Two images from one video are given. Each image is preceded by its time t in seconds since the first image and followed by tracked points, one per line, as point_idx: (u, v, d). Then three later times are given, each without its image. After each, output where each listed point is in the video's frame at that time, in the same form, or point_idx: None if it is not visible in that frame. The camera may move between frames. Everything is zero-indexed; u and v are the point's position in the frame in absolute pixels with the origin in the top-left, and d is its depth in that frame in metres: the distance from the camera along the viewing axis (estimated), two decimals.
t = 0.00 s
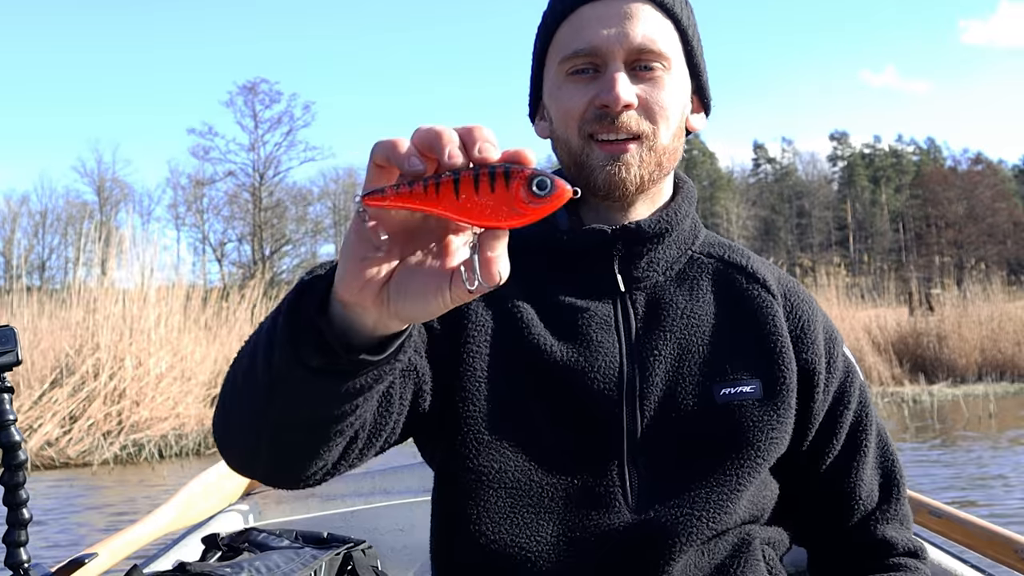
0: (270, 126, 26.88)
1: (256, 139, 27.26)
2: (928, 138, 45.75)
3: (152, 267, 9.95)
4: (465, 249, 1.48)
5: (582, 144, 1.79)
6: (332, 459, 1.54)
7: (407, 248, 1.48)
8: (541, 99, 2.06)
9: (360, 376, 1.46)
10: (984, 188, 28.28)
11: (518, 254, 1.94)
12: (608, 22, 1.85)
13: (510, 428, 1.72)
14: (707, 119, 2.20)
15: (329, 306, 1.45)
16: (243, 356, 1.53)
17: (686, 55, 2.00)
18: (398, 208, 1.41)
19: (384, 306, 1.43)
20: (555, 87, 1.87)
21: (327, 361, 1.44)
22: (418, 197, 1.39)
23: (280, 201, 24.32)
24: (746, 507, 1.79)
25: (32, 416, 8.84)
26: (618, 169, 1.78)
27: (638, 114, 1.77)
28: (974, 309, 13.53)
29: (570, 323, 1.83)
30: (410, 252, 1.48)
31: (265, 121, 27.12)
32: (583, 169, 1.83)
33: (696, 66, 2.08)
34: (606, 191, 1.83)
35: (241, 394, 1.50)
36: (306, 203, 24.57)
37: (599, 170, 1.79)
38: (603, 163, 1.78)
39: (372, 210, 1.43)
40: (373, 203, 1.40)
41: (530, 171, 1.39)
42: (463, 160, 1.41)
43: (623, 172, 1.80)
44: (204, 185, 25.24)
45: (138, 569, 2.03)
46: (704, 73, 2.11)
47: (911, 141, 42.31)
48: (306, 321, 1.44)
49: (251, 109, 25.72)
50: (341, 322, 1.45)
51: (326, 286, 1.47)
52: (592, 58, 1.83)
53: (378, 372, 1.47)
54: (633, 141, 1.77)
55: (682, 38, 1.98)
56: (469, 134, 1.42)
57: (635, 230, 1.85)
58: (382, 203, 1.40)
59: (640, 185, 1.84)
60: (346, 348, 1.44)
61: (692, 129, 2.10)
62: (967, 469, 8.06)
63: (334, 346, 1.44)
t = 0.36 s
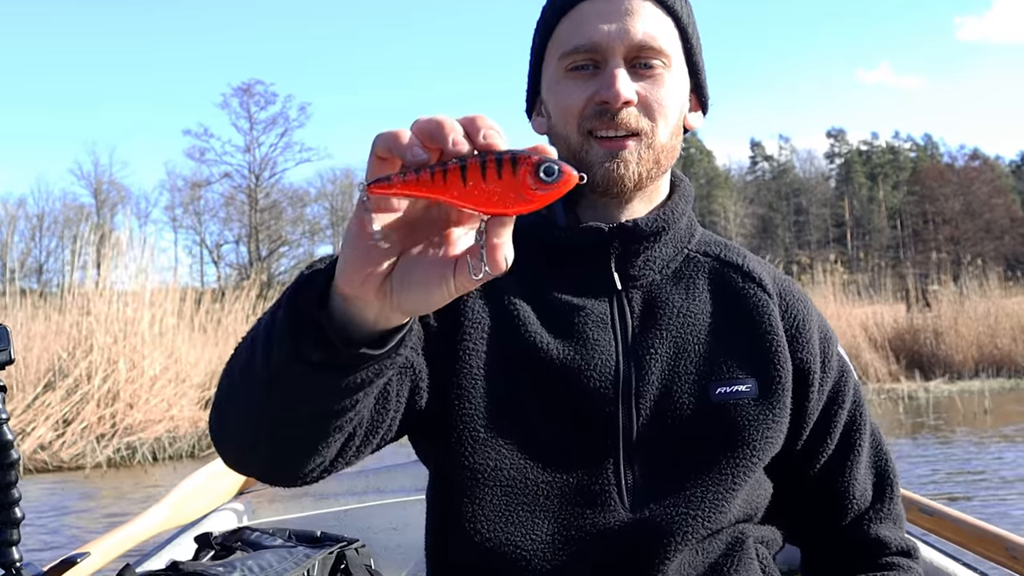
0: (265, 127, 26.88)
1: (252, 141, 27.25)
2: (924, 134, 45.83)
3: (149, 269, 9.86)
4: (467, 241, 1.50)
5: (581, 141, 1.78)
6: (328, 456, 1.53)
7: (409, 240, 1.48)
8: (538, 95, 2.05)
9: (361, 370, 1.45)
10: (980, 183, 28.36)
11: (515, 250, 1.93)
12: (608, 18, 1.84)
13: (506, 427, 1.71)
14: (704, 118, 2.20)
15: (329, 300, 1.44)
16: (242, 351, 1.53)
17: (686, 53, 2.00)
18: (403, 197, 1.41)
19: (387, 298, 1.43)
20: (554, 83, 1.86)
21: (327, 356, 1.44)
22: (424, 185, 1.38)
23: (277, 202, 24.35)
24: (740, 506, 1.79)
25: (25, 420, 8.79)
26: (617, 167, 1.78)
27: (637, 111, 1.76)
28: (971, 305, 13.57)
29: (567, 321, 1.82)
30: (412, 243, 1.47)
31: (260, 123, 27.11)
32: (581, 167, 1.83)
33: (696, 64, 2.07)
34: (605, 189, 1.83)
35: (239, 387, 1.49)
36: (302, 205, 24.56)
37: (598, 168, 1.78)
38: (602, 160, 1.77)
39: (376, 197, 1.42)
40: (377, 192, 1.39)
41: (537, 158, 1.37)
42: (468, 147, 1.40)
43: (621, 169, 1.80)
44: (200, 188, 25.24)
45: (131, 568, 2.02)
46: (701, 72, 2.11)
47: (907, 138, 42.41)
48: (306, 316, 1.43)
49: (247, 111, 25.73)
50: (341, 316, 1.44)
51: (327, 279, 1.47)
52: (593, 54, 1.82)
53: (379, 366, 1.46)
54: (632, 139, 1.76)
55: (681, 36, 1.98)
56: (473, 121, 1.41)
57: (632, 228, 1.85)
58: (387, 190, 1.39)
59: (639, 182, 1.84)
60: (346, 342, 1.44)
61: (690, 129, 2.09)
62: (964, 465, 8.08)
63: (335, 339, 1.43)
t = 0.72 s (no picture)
0: (262, 125, 26.86)
1: (249, 139, 27.23)
2: (921, 132, 45.96)
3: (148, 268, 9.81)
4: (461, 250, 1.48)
5: (580, 140, 1.78)
6: (321, 456, 1.53)
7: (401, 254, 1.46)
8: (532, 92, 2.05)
9: (353, 378, 1.45)
10: (979, 179, 28.43)
11: (511, 248, 1.93)
12: (603, 12, 1.84)
13: (501, 424, 1.71)
14: (699, 114, 2.20)
15: (322, 307, 1.44)
16: (236, 353, 1.52)
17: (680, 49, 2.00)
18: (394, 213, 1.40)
19: (380, 309, 1.41)
20: (550, 79, 1.86)
21: (320, 363, 1.43)
22: (411, 200, 1.38)
23: (275, 199, 24.32)
24: (732, 504, 1.79)
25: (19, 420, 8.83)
26: (615, 165, 1.78)
27: (633, 108, 1.76)
28: (969, 300, 13.61)
29: (562, 319, 1.82)
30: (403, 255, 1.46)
31: (257, 120, 27.04)
32: (579, 165, 1.83)
33: (689, 59, 2.07)
34: (603, 188, 1.83)
35: (232, 392, 1.49)
36: (300, 202, 24.54)
37: (596, 166, 1.79)
38: (602, 161, 1.77)
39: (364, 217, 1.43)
40: (367, 211, 1.40)
41: (521, 165, 1.33)
42: (457, 157, 1.39)
43: (619, 169, 1.80)
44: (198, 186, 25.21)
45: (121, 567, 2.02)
46: (695, 66, 2.11)
47: (904, 135, 42.50)
48: (299, 321, 1.43)
49: (243, 109, 25.71)
50: (335, 324, 1.43)
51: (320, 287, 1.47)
52: (588, 48, 1.82)
53: (371, 374, 1.46)
54: (628, 137, 1.77)
55: (675, 29, 1.98)
56: (462, 130, 1.41)
57: (628, 226, 1.85)
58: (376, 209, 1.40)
59: (636, 181, 1.84)
60: (340, 350, 1.43)
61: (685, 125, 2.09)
62: (960, 460, 8.11)
63: (326, 347, 1.42)
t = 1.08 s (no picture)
0: (263, 123, 26.91)
1: (250, 137, 27.27)
2: (921, 128, 45.99)
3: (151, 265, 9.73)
4: (453, 234, 1.48)
5: (571, 134, 1.78)
6: (314, 449, 1.53)
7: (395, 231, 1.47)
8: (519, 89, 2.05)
9: (345, 366, 1.44)
10: (981, 174, 28.44)
11: (504, 240, 1.93)
12: (588, 5, 1.84)
13: (493, 419, 1.72)
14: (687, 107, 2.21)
15: (315, 293, 1.44)
16: (226, 345, 1.52)
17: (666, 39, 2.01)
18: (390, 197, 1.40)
19: (373, 293, 1.43)
20: (538, 75, 1.86)
21: (312, 351, 1.43)
22: (407, 184, 1.37)
23: (276, 197, 24.34)
24: (724, 499, 1.80)
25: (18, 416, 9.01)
26: (608, 158, 1.79)
27: (623, 98, 1.76)
28: (971, 296, 13.65)
29: (553, 314, 1.83)
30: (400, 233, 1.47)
31: (257, 118, 27.05)
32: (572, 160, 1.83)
33: (675, 51, 2.08)
34: (597, 181, 1.84)
35: (225, 384, 1.49)
36: (302, 200, 24.57)
37: (590, 160, 1.79)
38: (594, 152, 1.78)
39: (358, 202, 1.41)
40: (363, 196, 1.39)
41: (518, 144, 1.36)
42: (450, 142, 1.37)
43: (613, 162, 1.81)
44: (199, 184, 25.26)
45: (113, 564, 2.02)
46: (680, 57, 2.11)
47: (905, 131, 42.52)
48: (290, 310, 1.43)
49: (243, 107, 25.74)
50: (327, 310, 1.44)
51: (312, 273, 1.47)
52: (575, 42, 1.82)
53: (364, 361, 1.46)
54: (620, 127, 1.77)
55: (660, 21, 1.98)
56: (456, 113, 1.37)
57: (619, 222, 1.86)
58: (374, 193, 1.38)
59: (631, 173, 1.85)
60: (332, 337, 1.43)
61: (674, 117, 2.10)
62: (961, 456, 8.13)
63: (318, 334, 1.43)
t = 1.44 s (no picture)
0: (266, 119, 26.96)
1: (253, 134, 27.33)
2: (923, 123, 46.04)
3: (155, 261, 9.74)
4: (444, 238, 1.48)
5: (561, 135, 1.79)
6: (309, 452, 1.53)
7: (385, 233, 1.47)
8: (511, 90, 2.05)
9: (338, 370, 1.44)
10: (986, 169, 28.46)
11: (500, 239, 1.93)
12: (574, 8, 1.83)
13: (490, 417, 1.72)
14: (680, 99, 2.19)
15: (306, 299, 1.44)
16: (220, 349, 1.52)
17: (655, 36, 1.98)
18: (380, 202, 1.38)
19: (363, 300, 1.42)
20: (527, 78, 1.86)
21: (303, 356, 1.43)
22: (397, 189, 1.36)
23: (280, 193, 24.38)
24: (721, 496, 1.80)
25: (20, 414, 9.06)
26: (600, 154, 1.78)
27: (612, 98, 1.76)
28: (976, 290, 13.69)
29: (550, 311, 1.82)
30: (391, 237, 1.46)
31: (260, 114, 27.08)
32: (563, 159, 1.83)
33: (667, 48, 2.06)
34: (588, 177, 1.83)
35: (219, 389, 1.49)
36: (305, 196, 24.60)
37: (580, 158, 1.79)
38: (583, 150, 1.77)
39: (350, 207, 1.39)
40: (354, 203, 1.37)
41: (506, 151, 1.38)
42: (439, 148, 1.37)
43: (602, 157, 1.80)
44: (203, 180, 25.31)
45: (108, 562, 2.02)
46: (671, 50, 2.09)
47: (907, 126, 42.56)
48: (282, 315, 1.43)
49: (246, 104, 25.78)
50: (318, 315, 1.44)
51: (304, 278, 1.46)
52: (562, 45, 1.81)
53: (356, 366, 1.46)
54: (610, 125, 1.77)
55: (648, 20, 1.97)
56: (444, 118, 1.37)
57: (616, 220, 1.85)
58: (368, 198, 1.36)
59: (621, 169, 1.84)
60: (323, 343, 1.43)
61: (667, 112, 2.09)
62: (964, 450, 8.15)
63: (310, 339, 1.42)
